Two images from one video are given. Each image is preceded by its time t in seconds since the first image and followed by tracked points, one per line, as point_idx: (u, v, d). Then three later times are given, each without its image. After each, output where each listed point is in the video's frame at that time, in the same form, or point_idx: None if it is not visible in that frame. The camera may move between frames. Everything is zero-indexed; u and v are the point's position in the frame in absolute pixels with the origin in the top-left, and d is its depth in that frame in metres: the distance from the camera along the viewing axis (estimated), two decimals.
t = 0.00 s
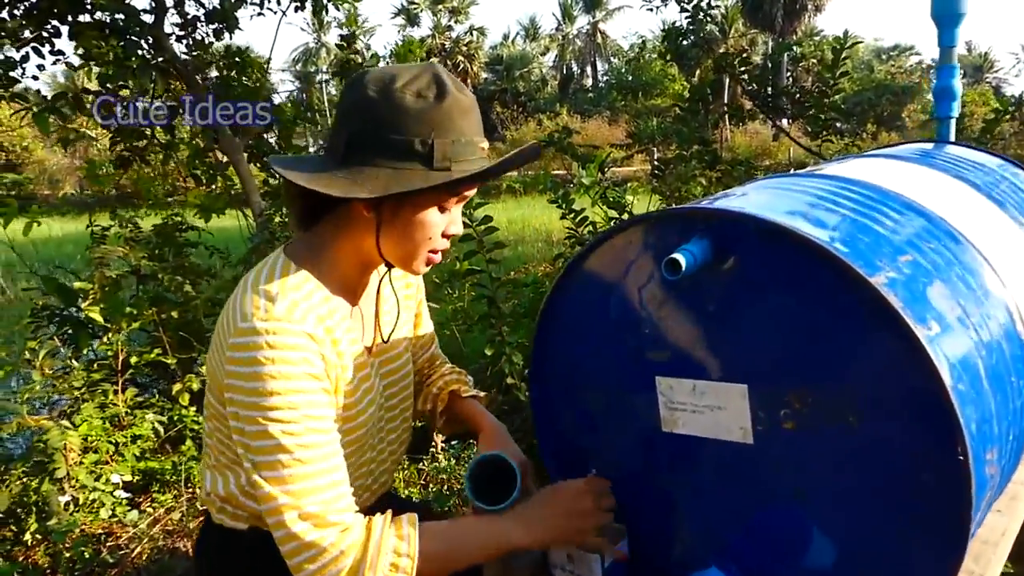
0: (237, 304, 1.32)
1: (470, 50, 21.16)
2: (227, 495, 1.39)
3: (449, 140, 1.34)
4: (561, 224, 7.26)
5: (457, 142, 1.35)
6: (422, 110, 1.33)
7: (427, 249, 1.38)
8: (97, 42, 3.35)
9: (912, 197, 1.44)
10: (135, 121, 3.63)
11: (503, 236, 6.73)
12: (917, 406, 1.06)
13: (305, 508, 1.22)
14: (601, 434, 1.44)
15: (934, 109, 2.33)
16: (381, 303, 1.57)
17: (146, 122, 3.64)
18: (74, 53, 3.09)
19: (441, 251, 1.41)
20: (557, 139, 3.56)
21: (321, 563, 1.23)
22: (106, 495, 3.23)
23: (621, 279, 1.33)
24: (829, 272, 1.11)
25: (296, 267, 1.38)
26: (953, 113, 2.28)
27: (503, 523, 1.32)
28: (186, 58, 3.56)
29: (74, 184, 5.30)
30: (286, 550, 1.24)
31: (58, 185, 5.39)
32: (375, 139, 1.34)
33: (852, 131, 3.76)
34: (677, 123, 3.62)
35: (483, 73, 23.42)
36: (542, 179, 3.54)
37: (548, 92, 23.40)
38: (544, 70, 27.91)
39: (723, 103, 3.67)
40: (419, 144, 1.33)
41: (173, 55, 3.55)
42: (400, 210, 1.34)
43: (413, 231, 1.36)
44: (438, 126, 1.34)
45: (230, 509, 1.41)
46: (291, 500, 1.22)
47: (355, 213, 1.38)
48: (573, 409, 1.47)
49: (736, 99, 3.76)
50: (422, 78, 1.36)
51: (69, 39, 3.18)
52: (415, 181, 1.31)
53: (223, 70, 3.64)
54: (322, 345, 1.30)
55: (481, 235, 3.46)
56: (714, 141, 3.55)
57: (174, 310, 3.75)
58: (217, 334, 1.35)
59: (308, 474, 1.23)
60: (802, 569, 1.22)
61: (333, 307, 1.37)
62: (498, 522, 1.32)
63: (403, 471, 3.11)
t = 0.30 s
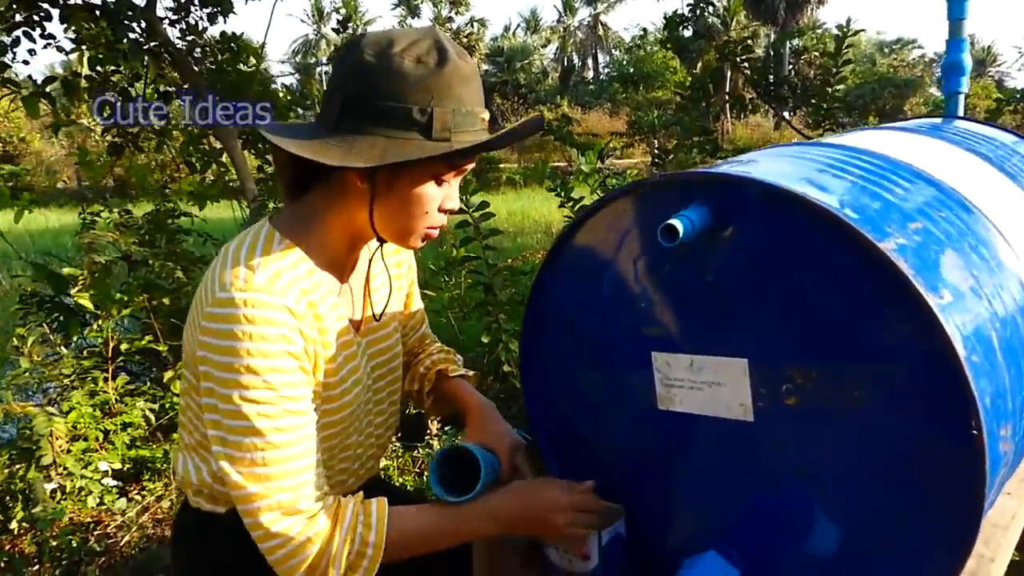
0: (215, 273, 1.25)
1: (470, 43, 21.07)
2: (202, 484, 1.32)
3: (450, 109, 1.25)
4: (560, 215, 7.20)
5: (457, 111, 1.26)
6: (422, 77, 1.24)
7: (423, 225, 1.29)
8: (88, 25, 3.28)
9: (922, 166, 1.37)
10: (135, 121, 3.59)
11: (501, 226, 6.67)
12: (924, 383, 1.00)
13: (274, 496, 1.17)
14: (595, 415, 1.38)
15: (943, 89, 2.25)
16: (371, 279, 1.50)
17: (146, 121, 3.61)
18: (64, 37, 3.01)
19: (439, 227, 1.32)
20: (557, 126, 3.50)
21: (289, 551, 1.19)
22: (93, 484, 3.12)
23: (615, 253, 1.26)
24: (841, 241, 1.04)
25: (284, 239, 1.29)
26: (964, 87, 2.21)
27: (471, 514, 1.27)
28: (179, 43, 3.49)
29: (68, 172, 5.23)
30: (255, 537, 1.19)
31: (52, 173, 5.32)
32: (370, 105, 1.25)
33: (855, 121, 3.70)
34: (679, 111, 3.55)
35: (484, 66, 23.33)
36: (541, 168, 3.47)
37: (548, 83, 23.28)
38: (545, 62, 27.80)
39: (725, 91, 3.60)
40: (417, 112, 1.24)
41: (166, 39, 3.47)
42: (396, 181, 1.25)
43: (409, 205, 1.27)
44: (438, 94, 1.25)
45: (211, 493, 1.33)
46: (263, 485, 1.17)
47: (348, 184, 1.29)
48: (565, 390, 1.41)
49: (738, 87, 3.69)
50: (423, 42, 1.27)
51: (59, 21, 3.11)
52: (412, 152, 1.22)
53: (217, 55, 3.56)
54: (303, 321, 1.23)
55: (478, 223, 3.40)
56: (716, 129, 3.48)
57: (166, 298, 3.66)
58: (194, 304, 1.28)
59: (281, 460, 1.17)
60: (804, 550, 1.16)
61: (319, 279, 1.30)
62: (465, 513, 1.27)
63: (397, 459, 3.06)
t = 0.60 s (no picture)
0: (191, 243, 1.22)
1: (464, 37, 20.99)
2: (181, 458, 1.30)
3: (433, 72, 1.20)
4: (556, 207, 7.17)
5: (441, 74, 1.21)
6: (404, 38, 1.19)
7: (407, 194, 1.24)
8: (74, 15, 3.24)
9: (925, 129, 1.33)
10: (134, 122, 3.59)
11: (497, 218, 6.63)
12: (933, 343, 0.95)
13: (253, 467, 1.14)
14: (590, 388, 1.34)
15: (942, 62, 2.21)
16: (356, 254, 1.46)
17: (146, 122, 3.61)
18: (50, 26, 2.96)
19: (424, 198, 1.27)
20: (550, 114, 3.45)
21: (271, 524, 1.15)
22: (83, 474, 3.08)
23: (609, 221, 1.22)
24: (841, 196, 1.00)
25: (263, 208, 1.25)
26: (964, 56, 2.16)
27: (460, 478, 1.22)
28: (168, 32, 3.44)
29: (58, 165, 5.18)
30: (237, 510, 1.16)
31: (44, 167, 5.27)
32: (351, 68, 1.21)
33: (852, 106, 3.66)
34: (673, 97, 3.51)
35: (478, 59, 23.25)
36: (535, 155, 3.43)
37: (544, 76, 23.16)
38: (539, 55, 27.73)
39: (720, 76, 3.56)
40: (399, 74, 1.19)
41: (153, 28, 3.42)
42: (378, 147, 1.21)
43: (392, 172, 1.22)
44: (421, 56, 1.20)
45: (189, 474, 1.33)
46: (242, 456, 1.14)
47: (329, 151, 1.24)
48: (559, 365, 1.37)
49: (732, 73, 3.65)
50: (406, 3, 1.22)
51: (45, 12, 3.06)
52: (393, 115, 1.17)
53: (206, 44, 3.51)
54: (282, 289, 1.20)
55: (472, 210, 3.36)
56: (710, 114, 3.44)
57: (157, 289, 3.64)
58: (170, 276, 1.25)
59: (260, 430, 1.14)
60: (805, 523, 1.13)
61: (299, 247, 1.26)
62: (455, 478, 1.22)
63: (391, 447, 3.02)
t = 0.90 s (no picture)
0: (171, 202, 1.22)
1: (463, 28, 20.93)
2: (165, 421, 1.33)
3: (414, 24, 1.21)
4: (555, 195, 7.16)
5: (422, 27, 1.22)
6: None
7: (388, 150, 1.24)
8: None
9: (928, 88, 1.31)
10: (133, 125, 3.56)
11: (495, 207, 6.62)
12: (939, 295, 0.94)
13: (232, 426, 1.13)
14: (584, 355, 1.31)
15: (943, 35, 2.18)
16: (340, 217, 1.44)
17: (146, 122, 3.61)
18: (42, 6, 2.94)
19: (407, 155, 1.27)
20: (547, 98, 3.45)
21: (254, 484, 1.14)
22: (77, 454, 3.12)
23: (604, 180, 1.20)
24: (840, 147, 0.98)
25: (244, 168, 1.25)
26: (965, 26, 2.13)
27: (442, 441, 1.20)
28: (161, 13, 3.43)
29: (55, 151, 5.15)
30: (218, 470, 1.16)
31: (41, 152, 5.25)
32: (332, 22, 1.22)
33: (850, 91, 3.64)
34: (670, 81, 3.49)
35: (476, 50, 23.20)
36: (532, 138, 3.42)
37: (543, 65, 23.12)
38: (537, 46, 27.65)
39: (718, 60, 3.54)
40: (378, 26, 1.21)
41: (146, 10, 3.41)
42: (358, 100, 1.21)
43: (373, 127, 1.22)
44: (402, 10, 1.22)
45: (175, 437, 1.35)
46: (222, 415, 1.13)
47: (308, 106, 1.25)
48: (553, 332, 1.34)
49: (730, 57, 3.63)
50: None
51: None
52: (373, 65, 1.18)
53: (200, 26, 3.50)
54: (261, 248, 1.19)
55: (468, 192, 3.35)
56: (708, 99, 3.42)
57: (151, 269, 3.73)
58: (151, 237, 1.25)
59: (239, 389, 1.13)
60: (805, 487, 1.11)
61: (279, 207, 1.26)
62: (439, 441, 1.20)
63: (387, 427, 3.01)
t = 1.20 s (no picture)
0: (164, 179, 1.23)
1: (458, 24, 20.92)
2: (163, 402, 1.35)
3: None
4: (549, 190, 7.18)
5: None
6: None
7: (373, 117, 1.26)
8: None
9: (915, 66, 1.32)
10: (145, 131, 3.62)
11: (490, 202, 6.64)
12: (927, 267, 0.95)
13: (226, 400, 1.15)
14: (576, 333, 1.32)
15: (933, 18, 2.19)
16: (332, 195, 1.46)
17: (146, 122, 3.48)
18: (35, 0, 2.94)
19: (393, 124, 1.29)
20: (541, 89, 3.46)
21: (248, 459, 1.16)
22: (73, 446, 3.10)
23: (598, 159, 1.20)
24: (828, 117, 0.99)
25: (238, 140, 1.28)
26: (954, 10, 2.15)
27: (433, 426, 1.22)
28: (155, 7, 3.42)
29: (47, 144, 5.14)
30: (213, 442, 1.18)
31: (32, 148, 5.24)
32: None
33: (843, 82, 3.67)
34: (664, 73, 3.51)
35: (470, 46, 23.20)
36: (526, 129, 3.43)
37: (538, 61, 23.14)
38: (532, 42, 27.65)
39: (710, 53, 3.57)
40: None
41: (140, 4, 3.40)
42: (339, 69, 1.24)
43: (355, 95, 1.25)
44: None
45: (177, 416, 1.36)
46: (216, 389, 1.15)
47: (295, 78, 1.29)
48: (547, 312, 1.35)
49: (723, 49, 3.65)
50: None
51: None
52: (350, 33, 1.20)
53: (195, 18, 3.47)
54: (253, 223, 1.20)
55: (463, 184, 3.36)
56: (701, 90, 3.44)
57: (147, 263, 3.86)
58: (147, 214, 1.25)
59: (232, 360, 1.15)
60: (795, 458, 1.12)
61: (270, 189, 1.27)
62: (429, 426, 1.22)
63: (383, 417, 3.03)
